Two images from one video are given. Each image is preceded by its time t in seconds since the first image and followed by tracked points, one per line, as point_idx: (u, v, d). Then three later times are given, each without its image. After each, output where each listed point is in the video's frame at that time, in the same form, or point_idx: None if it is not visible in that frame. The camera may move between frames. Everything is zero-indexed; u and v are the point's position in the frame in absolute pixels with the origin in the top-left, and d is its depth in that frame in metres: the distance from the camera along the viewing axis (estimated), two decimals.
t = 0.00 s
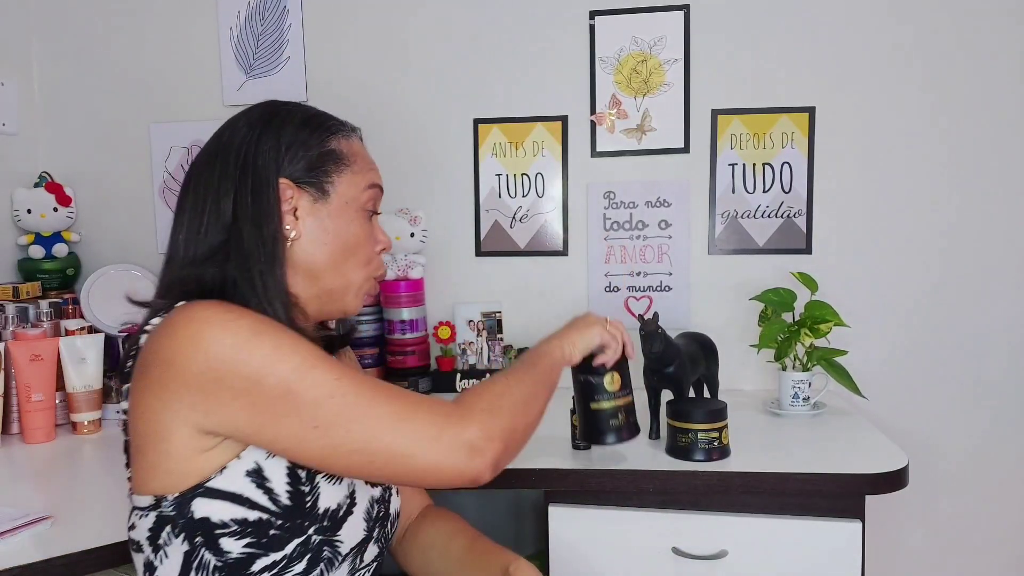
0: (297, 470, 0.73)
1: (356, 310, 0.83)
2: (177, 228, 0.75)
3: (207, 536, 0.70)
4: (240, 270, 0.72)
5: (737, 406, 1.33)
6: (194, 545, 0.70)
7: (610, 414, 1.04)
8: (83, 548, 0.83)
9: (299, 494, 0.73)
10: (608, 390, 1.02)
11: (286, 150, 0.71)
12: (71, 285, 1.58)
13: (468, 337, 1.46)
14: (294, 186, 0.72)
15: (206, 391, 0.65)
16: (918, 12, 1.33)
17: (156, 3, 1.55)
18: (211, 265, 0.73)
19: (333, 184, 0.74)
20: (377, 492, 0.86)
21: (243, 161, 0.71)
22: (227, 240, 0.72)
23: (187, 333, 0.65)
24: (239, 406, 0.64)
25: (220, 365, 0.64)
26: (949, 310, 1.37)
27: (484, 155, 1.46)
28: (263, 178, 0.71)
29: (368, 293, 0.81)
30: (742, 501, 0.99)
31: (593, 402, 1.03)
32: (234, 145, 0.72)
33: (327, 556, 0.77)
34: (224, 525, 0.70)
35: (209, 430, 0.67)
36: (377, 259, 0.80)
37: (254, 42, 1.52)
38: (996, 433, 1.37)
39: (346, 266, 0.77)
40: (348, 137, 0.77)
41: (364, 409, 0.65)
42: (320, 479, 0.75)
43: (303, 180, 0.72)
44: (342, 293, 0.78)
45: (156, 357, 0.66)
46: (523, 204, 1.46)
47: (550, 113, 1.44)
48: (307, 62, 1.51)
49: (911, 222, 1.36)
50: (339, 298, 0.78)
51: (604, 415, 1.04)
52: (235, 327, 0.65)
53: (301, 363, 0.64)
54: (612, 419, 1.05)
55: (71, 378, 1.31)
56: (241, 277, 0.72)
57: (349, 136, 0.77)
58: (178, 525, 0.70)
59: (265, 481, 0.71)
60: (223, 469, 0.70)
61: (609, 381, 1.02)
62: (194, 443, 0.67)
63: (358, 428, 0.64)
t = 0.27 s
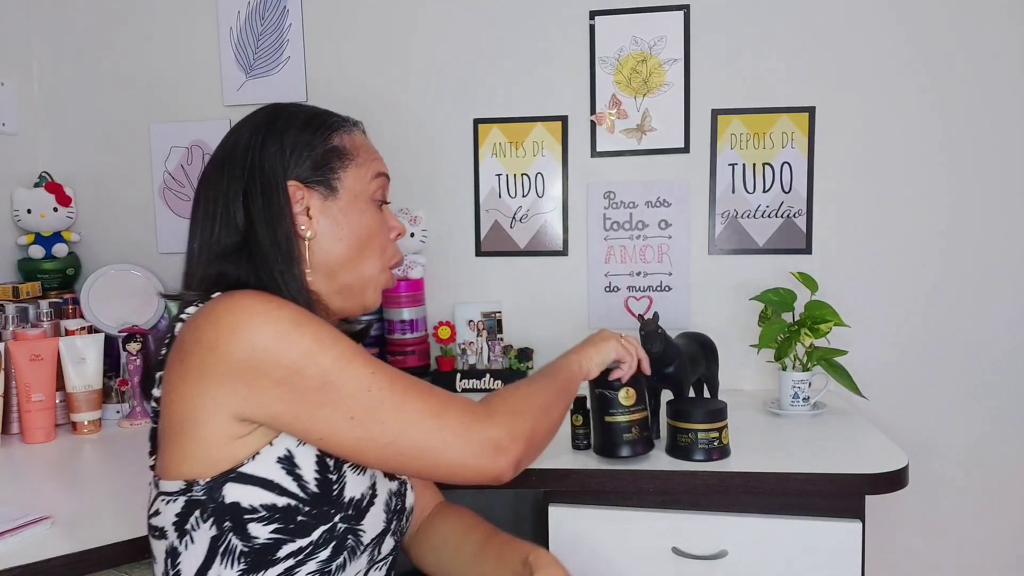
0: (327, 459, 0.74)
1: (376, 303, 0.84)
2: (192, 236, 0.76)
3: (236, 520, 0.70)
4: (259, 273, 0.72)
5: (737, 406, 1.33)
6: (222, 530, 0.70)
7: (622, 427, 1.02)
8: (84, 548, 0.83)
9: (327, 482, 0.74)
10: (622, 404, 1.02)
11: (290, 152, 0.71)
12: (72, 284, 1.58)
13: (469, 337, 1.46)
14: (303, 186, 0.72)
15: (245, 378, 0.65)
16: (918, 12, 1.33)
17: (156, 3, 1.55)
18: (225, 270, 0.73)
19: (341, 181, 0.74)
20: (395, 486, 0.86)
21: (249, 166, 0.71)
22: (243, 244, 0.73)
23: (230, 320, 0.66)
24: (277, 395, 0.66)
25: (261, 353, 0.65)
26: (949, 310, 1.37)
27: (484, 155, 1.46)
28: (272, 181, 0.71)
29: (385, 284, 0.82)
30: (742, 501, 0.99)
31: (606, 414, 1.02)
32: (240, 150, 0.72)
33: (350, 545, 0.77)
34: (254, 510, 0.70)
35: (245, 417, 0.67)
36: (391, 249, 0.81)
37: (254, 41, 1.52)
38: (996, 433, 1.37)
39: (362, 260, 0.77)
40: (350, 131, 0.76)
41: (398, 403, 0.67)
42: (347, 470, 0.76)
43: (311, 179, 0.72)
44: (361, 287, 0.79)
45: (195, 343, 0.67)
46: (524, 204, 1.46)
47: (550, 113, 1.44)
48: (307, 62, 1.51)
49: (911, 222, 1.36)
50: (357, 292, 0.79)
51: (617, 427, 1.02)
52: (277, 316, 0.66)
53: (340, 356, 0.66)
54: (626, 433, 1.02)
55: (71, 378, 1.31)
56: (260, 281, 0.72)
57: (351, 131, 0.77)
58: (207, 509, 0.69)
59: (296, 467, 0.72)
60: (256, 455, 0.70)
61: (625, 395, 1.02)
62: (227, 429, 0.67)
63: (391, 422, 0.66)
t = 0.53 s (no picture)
0: (339, 457, 0.74)
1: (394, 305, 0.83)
2: (213, 238, 0.77)
3: (249, 515, 0.70)
4: (278, 275, 0.73)
5: (737, 406, 1.33)
6: (234, 524, 0.70)
7: (618, 433, 1.02)
8: (84, 548, 0.83)
9: (339, 480, 0.74)
10: (621, 410, 1.02)
11: (308, 156, 0.72)
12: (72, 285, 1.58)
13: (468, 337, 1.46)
14: (320, 190, 0.72)
15: (262, 374, 0.65)
16: (918, 12, 1.33)
17: (156, 3, 1.55)
18: (246, 272, 0.75)
19: (359, 185, 0.74)
20: (401, 487, 0.86)
21: (268, 170, 0.72)
22: (262, 246, 0.74)
23: (249, 316, 0.65)
24: (294, 392, 0.66)
25: (280, 350, 0.65)
26: (948, 310, 1.37)
27: (484, 155, 1.46)
28: (290, 185, 0.71)
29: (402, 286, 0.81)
30: (742, 501, 0.99)
31: (603, 420, 1.02)
32: (258, 154, 0.73)
33: (360, 543, 0.77)
34: (266, 506, 0.70)
35: (261, 413, 0.67)
36: (409, 252, 0.80)
37: (254, 41, 1.52)
38: (995, 433, 1.37)
39: (379, 262, 0.76)
40: (367, 135, 0.76)
41: (412, 407, 0.67)
42: (358, 469, 0.76)
43: (328, 183, 0.72)
44: (377, 291, 0.78)
45: (214, 337, 0.67)
46: (523, 204, 1.46)
47: (550, 113, 1.44)
48: (307, 62, 1.51)
49: (911, 222, 1.36)
50: (373, 295, 0.78)
51: (612, 433, 1.02)
52: (297, 314, 0.66)
53: (357, 357, 0.66)
54: (622, 439, 1.02)
55: (71, 378, 1.31)
56: (279, 282, 0.73)
57: (368, 134, 0.76)
58: (221, 503, 0.70)
59: (309, 464, 0.72)
60: (270, 451, 0.70)
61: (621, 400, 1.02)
62: (243, 424, 0.67)
63: (405, 425, 0.67)
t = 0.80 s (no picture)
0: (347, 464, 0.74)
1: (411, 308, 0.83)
2: (233, 238, 0.77)
3: (255, 518, 0.70)
4: (295, 278, 0.73)
5: (737, 406, 1.33)
6: (240, 526, 0.70)
7: (617, 433, 1.02)
8: (83, 548, 0.83)
9: (345, 488, 0.74)
10: (621, 410, 1.02)
11: (328, 161, 0.72)
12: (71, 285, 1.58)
13: (468, 337, 1.46)
14: (340, 195, 0.72)
15: (272, 379, 0.66)
16: (919, 11, 1.33)
17: (156, 3, 1.55)
18: (264, 273, 0.75)
19: (377, 190, 0.73)
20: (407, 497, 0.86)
21: (288, 173, 0.72)
22: (280, 248, 0.74)
23: (263, 320, 0.66)
24: (303, 399, 0.66)
25: (291, 357, 0.65)
26: (948, 310, 1.37)
27: (484, 155, 1.46)
28: (309, 189, 0.71)
29: (419, 291, 0.81)
30: (742, 501, 0.99)
31: (602, 420, 1.03)
32: (280, 157, 0.73)
33: (364, 551, 0.77)
34: (272, 509, 0.70)
35: (269, 417, 0.68)
36: (427, 258, 0.80)
37: (254, 41, 1.52)
38: (996, 433, 1.37)
39: (396, 267, 0.76)
40: (388, 141, 0.76)
41: (416, 422, 0.67)
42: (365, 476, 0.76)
43: (347, 189, 0.72)
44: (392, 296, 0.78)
45: (228, 338, 0.67)
46: (524, 204, 1.46)
47: (550, 113, 1.44)
48: (307, 62, 1.51)
49: (911, 222, 1.36)
50: (389, 300, 0.78)
51: (611, 433, 1.03)
52: (309, 323, 0.66)
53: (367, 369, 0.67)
54: (622, 439, 1.02)
55: (71, 378, 1.31)
56: (296, 286, 0.73)
57: (389, 141, 0.76)
58: (227, 505, 0.70)
59: (316, 470, 0.72)
60: (278, 455, 0.70)
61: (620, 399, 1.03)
62: (251, 426, 0.68)
63: (408, 439, 0.67)
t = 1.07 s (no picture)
0: (362, 464, 0.73)
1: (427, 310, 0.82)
2: (252, 239, 0.77)
3: (270, 515, 0.69)
4: (311, 276, 0.73)
5: (737, 406, 1.33)
6: (255, 522, 0.70)
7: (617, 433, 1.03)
8: (84, 548, 0.83)
9: (360, 488, 0.73)
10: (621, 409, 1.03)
11: (345, 160, 0.71)
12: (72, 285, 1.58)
13: (468, 337, 1.46)
14: (356, 194, 0.72)
15: (289, 377, 0.65)
16: (919, 11, 1.33)
17: (156, 4, 1.55)
18: (281, 273, 0.75)
19: (393, 190, 0.73)
20: (419, 499, 0.86)
21: (305, 173, 0.72)
22: (297, 248, 0.74)
23: (279, 318, 0.65)
24: (320, 398, 0.65)
25: (306, 356, 0.64)
26: (948, 310, 1.37)
27: (484, 155, 1.46)
28: (326, 188, 0.71)
29: (435, 292, 0.80)
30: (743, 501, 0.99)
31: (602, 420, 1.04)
32: (298, 158, 0.74)
33: (377, 552, 0.77)
34: (288, 507, 0.69)
35: (289, 413, 0.67)
36: (443, 259, 0.79)
37: (254, 42, 1.52)
38: (996, 434, 1.37)
39: (413, 267, 0.76)
40: (405, 141, 0.76)
41: (437, 422, 0.63)
42: (380, 477, 0.76)
43: (364, 188, 0.72)
44: (408, 296, 0.77)
45: (247, 335, 0.67)
46: (524, 204, 1.46)
47: (550, 113, 1.44)
48: (307, 62, 1.51)
49: (911, 222, 1.36)
50: (405, 300, 0.77)
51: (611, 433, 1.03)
52: (326, 321, 0.65)
53: (385, 367, 0.64)
54: (622, 439, 1.03)
55: (71, 378, 1.31)
56: (312, 284, 0.73)
57: (406, 141, 0.76)
58: (243, 500, 0.69)
59: (332, 469, 0.72)
60: (294, 453, 0.70)
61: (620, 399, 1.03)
62: (270, 423, 0.68)
63: (429, 436, 0.63)
